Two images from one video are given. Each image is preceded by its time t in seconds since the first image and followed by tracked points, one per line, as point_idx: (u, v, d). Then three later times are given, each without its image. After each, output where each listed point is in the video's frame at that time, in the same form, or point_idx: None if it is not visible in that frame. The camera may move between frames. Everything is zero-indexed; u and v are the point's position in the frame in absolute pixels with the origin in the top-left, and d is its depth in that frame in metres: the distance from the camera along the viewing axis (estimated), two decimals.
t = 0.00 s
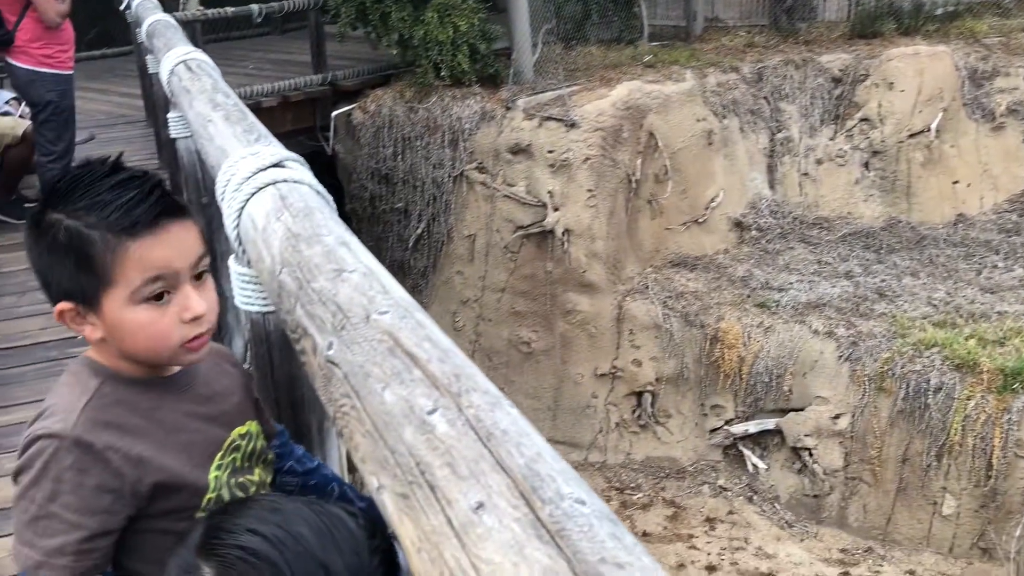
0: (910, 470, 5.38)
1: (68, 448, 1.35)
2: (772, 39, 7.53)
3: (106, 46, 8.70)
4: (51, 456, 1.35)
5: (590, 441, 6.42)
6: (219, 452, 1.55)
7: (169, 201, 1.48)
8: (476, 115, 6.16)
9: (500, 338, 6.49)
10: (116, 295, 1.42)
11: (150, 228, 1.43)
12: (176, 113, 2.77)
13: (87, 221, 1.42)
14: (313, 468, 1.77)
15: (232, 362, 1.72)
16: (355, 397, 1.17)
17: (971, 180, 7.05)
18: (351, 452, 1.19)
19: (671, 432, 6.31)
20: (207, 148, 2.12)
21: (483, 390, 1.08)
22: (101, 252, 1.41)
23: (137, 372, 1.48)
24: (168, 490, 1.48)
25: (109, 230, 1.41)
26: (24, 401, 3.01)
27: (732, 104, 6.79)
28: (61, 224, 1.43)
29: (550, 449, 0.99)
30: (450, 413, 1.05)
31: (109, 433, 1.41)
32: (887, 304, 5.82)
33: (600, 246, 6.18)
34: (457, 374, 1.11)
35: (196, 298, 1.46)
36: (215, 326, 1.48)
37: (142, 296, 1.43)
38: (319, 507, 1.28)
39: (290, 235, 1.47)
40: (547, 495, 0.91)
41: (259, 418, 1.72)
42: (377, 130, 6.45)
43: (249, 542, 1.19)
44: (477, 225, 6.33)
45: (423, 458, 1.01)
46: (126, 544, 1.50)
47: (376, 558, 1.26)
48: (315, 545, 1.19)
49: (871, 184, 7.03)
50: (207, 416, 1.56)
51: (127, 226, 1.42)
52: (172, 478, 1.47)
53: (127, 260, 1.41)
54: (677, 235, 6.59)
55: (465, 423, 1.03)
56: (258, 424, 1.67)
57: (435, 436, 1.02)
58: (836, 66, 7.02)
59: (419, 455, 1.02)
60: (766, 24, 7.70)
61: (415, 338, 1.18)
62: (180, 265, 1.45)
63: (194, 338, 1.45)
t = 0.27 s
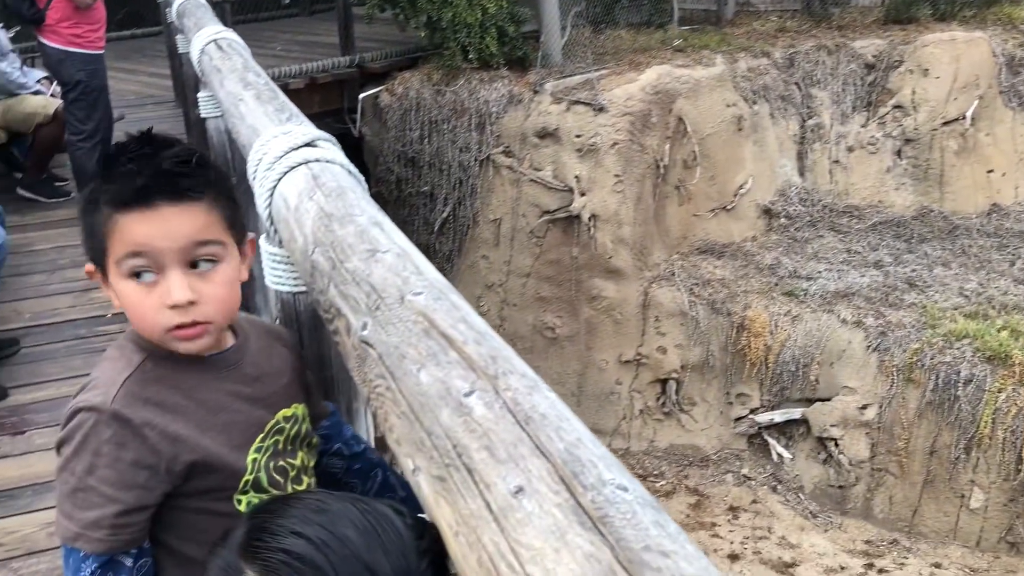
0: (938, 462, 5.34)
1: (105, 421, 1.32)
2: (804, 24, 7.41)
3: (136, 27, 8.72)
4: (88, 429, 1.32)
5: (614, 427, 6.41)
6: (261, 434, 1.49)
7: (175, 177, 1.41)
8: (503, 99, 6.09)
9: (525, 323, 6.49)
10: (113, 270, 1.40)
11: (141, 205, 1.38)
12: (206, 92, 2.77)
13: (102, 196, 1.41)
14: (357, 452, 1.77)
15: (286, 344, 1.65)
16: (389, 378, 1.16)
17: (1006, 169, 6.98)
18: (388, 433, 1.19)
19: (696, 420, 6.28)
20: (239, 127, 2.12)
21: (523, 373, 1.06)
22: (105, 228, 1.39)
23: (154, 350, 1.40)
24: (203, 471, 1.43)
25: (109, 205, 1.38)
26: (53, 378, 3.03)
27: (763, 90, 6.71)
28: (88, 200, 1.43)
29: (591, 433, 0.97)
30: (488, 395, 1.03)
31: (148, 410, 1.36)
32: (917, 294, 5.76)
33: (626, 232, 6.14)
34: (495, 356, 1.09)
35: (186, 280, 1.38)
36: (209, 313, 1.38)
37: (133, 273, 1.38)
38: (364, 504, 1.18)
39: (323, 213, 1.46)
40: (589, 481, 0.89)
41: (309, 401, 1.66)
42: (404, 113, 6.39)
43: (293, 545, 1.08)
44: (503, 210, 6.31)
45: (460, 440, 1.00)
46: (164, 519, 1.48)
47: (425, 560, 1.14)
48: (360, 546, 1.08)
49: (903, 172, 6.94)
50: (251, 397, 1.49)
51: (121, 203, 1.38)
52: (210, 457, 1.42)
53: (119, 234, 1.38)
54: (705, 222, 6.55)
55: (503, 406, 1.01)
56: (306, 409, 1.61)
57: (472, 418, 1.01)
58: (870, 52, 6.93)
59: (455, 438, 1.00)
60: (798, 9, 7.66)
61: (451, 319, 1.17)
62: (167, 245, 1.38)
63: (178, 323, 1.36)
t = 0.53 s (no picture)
0: (967, 456, 5.32)
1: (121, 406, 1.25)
2: (837, 11, 7.27)
3: (163, 10, 8.73)
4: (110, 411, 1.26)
5: (639, 416, 6.36)
6: (290, 430, 1.40)
7: (177, 156, 1.28)
8: (532, 84, 6.04)
9: (550, 310, 6.45)
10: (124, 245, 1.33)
11: (137, 184, 1.27)
12: (237, 76, 2.77)
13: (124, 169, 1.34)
14: (392, 437, 1.72)
15: (332, 332, 1.53)
16: (431, 367, 1.15)
17: None
18: (429, 424, 1.17)
19: (721, 411, 6.23)
20: (274, 111, 2.12)
21: (571, 365, 1.05)
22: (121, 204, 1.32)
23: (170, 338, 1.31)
24: (220, 465, 1.34)
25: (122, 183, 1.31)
26: (83, 360, 3.05)
27: (794, 78, 6.62)
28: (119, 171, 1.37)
29: (644, 428, 0.96)
30: (535, 387, 1.02)
31: (167, 399, 1.27)
32: (949, 287, 5.71)
33: (654, 220, 6.09)
34: (541, 346, 1.09)
35: (175, 267, 1.27)
36: (197, 306, 1.26)
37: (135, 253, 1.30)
38: (404, 502, 1.10)
39: (359, 198, 1.45)
40: (645, 479, 0.87)
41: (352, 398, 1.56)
42: (432, 98, 6.27)
43: (333, 548, 0.99)
44: (529, 197, 6.27)
45: (507, 433, 0.98)
46: (183, 507, 1.40)
47: (469, 561, 1.09)
48: (403, 550, 1.01)
49: (936, 162, 6.86)
50: (283, 390, 1.40)
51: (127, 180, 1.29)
52: (231, 450, 1.33)
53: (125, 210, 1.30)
54: (734, 211, 6.49)
55: (552, 399, 1.00)
56: (348, 405, 1.52)
57: (519, 411, 1.00)
58: (905, 40, 6.83)
59: (502, 430, 0.99)
60: None
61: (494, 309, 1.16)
62: (156, 229, 1.26)
63: (166, 313, 1.26)
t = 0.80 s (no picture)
0: (999, 455, 5.32)
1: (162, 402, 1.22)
2: None
3: None
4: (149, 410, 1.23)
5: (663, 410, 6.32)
6: (335, 429, 1.38)
7: (222, 147, 1.25)
8: (559, 74, 5.98)
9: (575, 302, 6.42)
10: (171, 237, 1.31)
11: (183, 176, 1.25)
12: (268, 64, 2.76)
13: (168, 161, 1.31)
14: (432, 431, 1.71)
15: (379, 328, 1.51)
16: (482, 369, 1.16)
17: None
18: (477, 429, 1.17)
19: (747, 405, 6.18)
20: (306, 100, 2.10)
21: (626, 372, 1.05)
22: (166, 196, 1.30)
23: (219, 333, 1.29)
24: (263, 468, 1.32)
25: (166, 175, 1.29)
26: (112, 348, 3.06)
27: (825, 69, 6.51)
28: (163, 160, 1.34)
29: (711, 442, 0.95)
30: (592, 393, 1.02)
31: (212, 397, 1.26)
32: (982, 282, 5.63)
33: (681, 212, 6.04)
34: (597, 351, 1.09)
35: (220, 263, 1.24)
36: (244, 303, 1.24)
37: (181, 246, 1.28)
38: (451, 513, 1.06)
39: (400, 191, 1.48)
40: (719, 498, 0.86)
41: (399, 394, 1.54)
42: (458, 88, 6.23)
43: (378, 563, 0.95)
44: (555, 188, 6.20)
45: (563, 440, 0.98)
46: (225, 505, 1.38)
47: None
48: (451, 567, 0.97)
49: (969, 155, 6.74)
50: (329, 387, 1.37)
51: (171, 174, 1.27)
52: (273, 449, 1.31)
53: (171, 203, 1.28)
54: (762, 203, 6.41)
55: (610, 407, 0.99)
56: (395, 401, 1.50)
57: (578, 419, 0.99)
58: (939, 30, 6.70)
59: (558, 437, 0.99)
60: None
61: (545, 309, 1.17)
62: (202, 223, 1.24)
63: (212, 309, 1.25)
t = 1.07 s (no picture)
0: None
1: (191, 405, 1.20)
2: None
3: None
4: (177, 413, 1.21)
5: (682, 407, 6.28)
6: (370, 439, 1.35)
7: (263, 139, 1.23)
8: (580, 68, 5.89)
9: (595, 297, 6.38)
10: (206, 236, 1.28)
11: (223, 169, 1.22)
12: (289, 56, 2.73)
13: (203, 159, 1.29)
14: (473, 439, 1.67)
15: (417, 333, 1.48)
16: (524, 383, 1.18)
17: None
18: (517, 444, 1.21)
19: (768, 403, 6.14)
20: (330, 93, 2.08)
21: (678, 387, 1.10)
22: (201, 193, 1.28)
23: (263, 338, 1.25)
24: (293, 480, 1.30)
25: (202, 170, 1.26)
26: (132, 343, 3.04)
27: (849, 64, 6.42)
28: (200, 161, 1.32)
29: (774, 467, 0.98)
30: (645, 412, 1.05)
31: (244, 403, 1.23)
32: (1008, 280, 5.55)
33: (703, 207, 5.97)
34: (647, 365, 1.13)
35: (259, 260, 1.21)
36: (282, 301, 1.21)
37: (217, 244, 1.25)
38: (491, 532, 1.01)
39: (430, 189, 1.53)
40: (794, 533, 0.88)
41: (437, 402, 1.52)
42: (478, 81, 6.19)
43: None
44: (574, 181, 6.13)
45: (619, 461, 1.01)
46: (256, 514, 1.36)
47: None
48: None
49: (996, 151, 6.63)
50: (365, 395, 1.34)
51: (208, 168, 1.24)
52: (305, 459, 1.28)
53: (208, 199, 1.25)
54: (784, 199, 6.34)
55: (666, 426, 1.03)
56: (431, 411, 1.47)
57: (634, 442, 1.02)
58: (966, 24, 6.58)
59: (612, 457, 1.02)
60: None
61: (589, 321, 1.20)
62: (242, 218, 1.21)
63: (248, 307, 1.21)
